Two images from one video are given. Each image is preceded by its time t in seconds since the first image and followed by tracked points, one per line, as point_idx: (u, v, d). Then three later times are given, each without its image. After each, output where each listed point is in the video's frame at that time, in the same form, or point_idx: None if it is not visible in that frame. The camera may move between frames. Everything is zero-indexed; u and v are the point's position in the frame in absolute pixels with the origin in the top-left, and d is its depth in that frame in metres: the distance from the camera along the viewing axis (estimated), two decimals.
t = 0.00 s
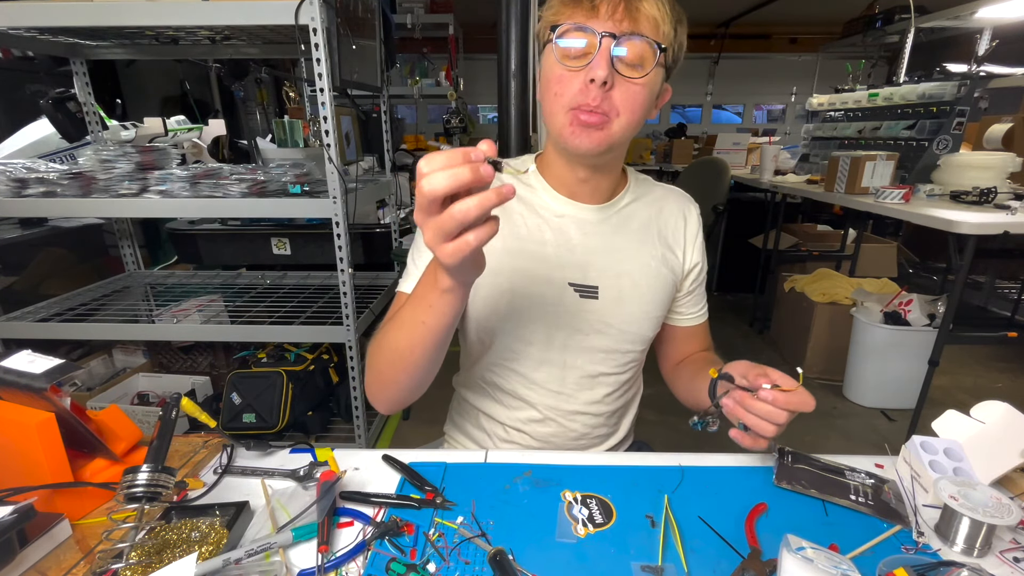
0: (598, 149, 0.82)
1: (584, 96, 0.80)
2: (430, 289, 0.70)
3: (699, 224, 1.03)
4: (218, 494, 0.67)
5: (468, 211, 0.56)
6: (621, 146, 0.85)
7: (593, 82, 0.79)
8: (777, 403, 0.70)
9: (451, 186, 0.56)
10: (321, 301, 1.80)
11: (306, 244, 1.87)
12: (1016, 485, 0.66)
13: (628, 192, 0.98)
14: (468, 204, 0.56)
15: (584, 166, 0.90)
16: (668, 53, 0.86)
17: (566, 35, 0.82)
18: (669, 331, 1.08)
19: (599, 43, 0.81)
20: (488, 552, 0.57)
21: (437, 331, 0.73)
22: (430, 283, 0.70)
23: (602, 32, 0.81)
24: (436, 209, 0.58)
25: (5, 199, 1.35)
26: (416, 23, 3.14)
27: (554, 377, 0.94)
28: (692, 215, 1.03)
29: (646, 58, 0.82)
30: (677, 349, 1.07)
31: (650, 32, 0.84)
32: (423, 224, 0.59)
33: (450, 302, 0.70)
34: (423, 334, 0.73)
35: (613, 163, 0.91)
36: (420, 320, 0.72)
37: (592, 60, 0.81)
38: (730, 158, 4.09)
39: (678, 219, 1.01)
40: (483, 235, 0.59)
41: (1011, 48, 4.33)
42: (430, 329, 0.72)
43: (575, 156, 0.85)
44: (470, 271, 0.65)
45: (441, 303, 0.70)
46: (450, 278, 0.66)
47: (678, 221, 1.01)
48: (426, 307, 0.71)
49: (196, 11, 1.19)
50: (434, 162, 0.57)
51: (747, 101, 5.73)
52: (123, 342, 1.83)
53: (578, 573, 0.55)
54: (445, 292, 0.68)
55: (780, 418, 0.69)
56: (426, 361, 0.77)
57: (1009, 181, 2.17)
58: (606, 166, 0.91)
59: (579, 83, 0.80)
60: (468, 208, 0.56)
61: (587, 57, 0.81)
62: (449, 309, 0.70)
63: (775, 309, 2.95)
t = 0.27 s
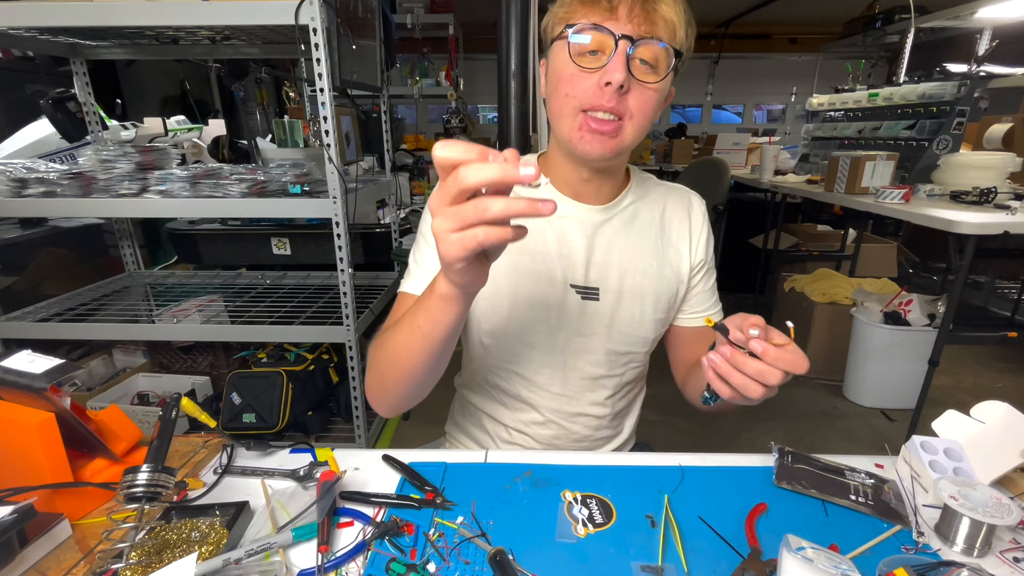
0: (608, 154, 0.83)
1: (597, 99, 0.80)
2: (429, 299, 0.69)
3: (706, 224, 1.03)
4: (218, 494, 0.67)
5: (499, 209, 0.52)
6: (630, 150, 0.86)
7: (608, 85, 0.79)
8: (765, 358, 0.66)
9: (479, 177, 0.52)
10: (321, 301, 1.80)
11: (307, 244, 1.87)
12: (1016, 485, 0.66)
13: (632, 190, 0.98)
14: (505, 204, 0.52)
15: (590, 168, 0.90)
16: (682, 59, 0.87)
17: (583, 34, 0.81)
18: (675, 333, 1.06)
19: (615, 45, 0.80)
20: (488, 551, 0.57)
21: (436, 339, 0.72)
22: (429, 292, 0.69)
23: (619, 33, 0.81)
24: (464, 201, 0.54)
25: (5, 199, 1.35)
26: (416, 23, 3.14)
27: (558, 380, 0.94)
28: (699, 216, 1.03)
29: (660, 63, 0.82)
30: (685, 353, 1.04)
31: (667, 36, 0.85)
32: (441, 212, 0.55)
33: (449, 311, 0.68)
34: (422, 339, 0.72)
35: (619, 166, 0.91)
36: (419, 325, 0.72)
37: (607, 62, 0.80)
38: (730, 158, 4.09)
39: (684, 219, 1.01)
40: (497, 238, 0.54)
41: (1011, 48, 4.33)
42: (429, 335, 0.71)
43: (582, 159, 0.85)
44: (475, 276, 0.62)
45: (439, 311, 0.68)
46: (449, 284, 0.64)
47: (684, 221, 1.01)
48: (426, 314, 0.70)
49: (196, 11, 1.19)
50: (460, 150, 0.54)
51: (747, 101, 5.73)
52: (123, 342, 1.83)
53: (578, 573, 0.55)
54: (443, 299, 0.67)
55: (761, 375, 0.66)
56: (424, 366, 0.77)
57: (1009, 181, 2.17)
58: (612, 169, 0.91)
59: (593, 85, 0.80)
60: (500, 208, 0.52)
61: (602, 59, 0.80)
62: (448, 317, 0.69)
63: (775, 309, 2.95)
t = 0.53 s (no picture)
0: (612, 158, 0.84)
1: (607, 103, 0.80)
2: (433, 314, 0.71)
3: (704, 221, 1.03)
4: (218, 494, 0.67)
5: (482, 217, 0.55)
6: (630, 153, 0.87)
7: (619, 90, 0.79)
8: (708, 307, 0.63)
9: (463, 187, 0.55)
10: (321, 301, 1.80)
11: (307, 244, 1.87)
12: (1016, 485, 0.66)
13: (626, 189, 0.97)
14: (491, 211, 0.55)
15: (590, 171, 0.90)
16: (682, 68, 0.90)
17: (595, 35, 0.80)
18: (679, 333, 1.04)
19: (627, 49, 0.80)
20: (488, 551, 0.57)
21: (442, 353, 0.73)
22: (432, 309, 0.71)
23: (631, 37, 0.81)
24: (454, 215, 0.57)
25: (5, 199, 1.35)
26: (416, 23, 3.14)
27: (554, 384, 0.95)
28: (696, 212, 1.03)
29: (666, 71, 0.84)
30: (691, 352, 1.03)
31: (673, 43, 0.86)
32: (437, 230, 0.59)
33: (454, 324, 0.70)
34: (429, 355, 0.73)
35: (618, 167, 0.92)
36: (424, 342, 0.73)
37: (618, 65, 0.80)
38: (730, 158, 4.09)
39: (679, 217, 1.01)
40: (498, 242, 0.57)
41: (1011, 48, 4.33)
42: (436, 351, 0.73)
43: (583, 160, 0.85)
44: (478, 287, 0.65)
45: (444, 324, 0.70)
46: (454, 299, 0.66)
47: (679, 218, 1.01)
48: (431, 330, 0.72)
49: (196, 11, 1.19)
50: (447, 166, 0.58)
51: (747, 101, 5.74)
52: (123, 342, 1.83)
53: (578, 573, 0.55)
54: (449, 314, 0.69)
55: (692, 318, 0.63)
56: (432, 384, 0.78)
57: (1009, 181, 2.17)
58: (611, 172, 0.92)
59: (603, 88, 0.80)
60: (487, 216, 0.55)
61: (613, 62, 0.80)
62: (453, 330, 0.71)
63: (775, 309, 2.95)
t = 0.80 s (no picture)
0: (593, 154, 0.81)
1: (586, 95, 0.78)
2: (425, 325, 0.72)
3: (697, 220, 1.02)
4: (218, 494, 0.67)
5: (462, 213, 0.55)
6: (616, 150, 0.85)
7: (598, 80, 0.77)
8: (640, 263, 0.56)
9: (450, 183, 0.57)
10: (321, 301, 1.80)
11: (306, 244, 1.87)
12: (1016, 485, 0.66)
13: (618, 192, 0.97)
14: (472, 208, 0.55)
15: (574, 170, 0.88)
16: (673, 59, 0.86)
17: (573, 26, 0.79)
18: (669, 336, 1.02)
19: (606, 39, 0.78)
20: (488, 551, 0.57)
21: (436, 364, 0.74)
22: (424, 320, 0.72)
23: (611, 28, 0.79)
24: (435, 212, 0.58)
25: (6, 199, 1.35)
26: (416, 23, 3.14)
27: (547, 390, 0.95)
28: (691, 209, 1.03)
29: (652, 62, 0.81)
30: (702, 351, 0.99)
31: (658, 34, 0.84)
32: (418, 228, 0.60)
33: (446, 332, 0.71)
34: (423, 366, 0.74)
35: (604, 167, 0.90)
36: (418, 353, 0.74)
37: (597, 58, 0.78)
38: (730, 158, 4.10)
39: (671, 218, 1.01)
40: (475, 242, 0.57)
41: (1011, 48, 4.33)
42: (429, 362, 0.74)
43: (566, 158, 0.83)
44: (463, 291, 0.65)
45: (437, 333, 0.71)
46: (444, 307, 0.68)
47: (672, 218, 1.01)
48: (423, 340, 0.73)
49: (195, 11, 1.19)
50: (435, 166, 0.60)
51: (747, 101, 5.74)
52: (123, 342, 1.83)
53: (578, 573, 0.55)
54: (441, 322, 0.70)
55: (619, 276, 0.56)
56: (429, 395, 0.78)
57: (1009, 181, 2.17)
58: (598, 172, 0.90)
59: (581, 82, 0.78)
60: (466, 213, 0.55)
61: (592, 53, 0.79)
62: (446, 339, 0.72)
63: (775, 309, 2.95)
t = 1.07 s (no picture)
0: (575, 149, 0.80)
1: (561, 89, 0.77)
2: (413, 334, 0.74)
3: (698, 222, 0.99)
4: (218, 494, 0.67)
5: (433, 212, 0.56)
6: (601, 145, 0.83)
7: (571, 74, 0.77)
8: (596, 227, 0.55)
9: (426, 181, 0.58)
10: (321, 301, 1.80)
11: (306, 244, 1.87)
12: (1016, 485, 0.66)
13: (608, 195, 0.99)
14: (442, 208, 0.55)
15: (558, 166, 0.87)
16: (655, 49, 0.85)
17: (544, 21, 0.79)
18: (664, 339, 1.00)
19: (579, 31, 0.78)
20: (488, 551, 0.57)
21: (426, 373, 0.75)
22: (412, 331, 0.74)
23: (584, 20, 0.78)
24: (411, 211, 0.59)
25: (6, 199, 1.35)
26: (416, 23, 3.14)
27: (540, 397, 0.96)
28: (692, 206, 1.01)
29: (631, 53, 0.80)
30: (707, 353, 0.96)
31: (637, 24, 0.83)
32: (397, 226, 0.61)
33: (433, 340, 0.73)
34: (413, 376, 0.75)
35: (591, 163, 0.88)
36: (408, 362, 0.75)
37: (571, 51, 0.77)
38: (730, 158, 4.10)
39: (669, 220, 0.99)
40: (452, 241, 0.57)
41: (1011, 48, 4.33)
42: (419, 370, 0.75)
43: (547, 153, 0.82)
44: (446, 299, 0.66)
45: (424, 341, 0.73)
46: (428, 312, 0.70)
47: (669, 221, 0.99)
48: (413, 349, 0.75)
49: (196, 11, 1.19)
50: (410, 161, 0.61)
51: (747, 101, 5.74)
52: (123, 342, 1.83)
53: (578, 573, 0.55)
54: (427, 329, 0.72)
55: (575, 242, 0.55)
56: (422, 407, 0.78)
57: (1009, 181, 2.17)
58: (583, 168, 0.89)
59: (556, 77, 0.77)
60: (437, 213, 0.56)
61: (565, 47, 0.78)
62: (435, 346, 0.74)
63: (775, 309, 2.95)
